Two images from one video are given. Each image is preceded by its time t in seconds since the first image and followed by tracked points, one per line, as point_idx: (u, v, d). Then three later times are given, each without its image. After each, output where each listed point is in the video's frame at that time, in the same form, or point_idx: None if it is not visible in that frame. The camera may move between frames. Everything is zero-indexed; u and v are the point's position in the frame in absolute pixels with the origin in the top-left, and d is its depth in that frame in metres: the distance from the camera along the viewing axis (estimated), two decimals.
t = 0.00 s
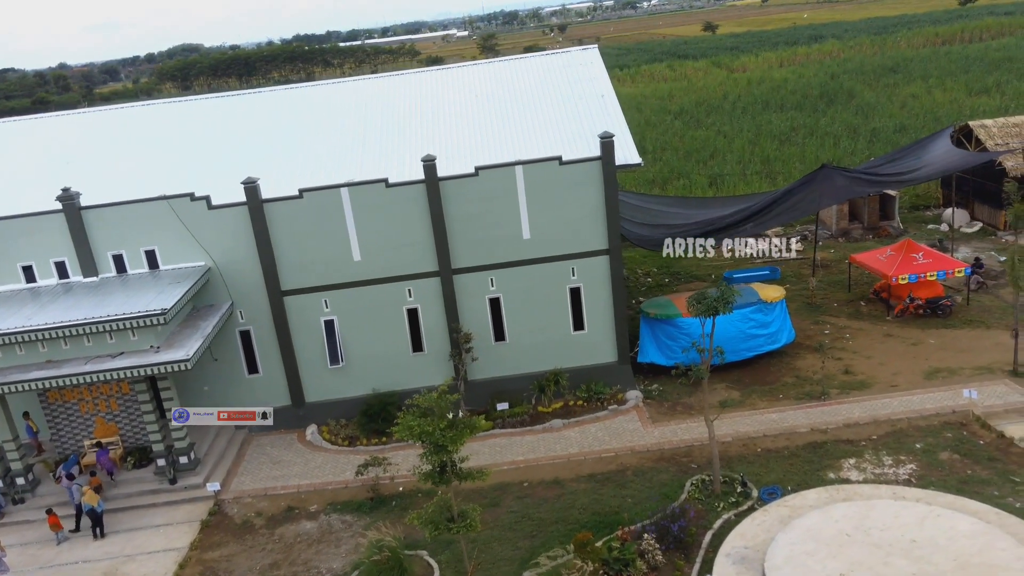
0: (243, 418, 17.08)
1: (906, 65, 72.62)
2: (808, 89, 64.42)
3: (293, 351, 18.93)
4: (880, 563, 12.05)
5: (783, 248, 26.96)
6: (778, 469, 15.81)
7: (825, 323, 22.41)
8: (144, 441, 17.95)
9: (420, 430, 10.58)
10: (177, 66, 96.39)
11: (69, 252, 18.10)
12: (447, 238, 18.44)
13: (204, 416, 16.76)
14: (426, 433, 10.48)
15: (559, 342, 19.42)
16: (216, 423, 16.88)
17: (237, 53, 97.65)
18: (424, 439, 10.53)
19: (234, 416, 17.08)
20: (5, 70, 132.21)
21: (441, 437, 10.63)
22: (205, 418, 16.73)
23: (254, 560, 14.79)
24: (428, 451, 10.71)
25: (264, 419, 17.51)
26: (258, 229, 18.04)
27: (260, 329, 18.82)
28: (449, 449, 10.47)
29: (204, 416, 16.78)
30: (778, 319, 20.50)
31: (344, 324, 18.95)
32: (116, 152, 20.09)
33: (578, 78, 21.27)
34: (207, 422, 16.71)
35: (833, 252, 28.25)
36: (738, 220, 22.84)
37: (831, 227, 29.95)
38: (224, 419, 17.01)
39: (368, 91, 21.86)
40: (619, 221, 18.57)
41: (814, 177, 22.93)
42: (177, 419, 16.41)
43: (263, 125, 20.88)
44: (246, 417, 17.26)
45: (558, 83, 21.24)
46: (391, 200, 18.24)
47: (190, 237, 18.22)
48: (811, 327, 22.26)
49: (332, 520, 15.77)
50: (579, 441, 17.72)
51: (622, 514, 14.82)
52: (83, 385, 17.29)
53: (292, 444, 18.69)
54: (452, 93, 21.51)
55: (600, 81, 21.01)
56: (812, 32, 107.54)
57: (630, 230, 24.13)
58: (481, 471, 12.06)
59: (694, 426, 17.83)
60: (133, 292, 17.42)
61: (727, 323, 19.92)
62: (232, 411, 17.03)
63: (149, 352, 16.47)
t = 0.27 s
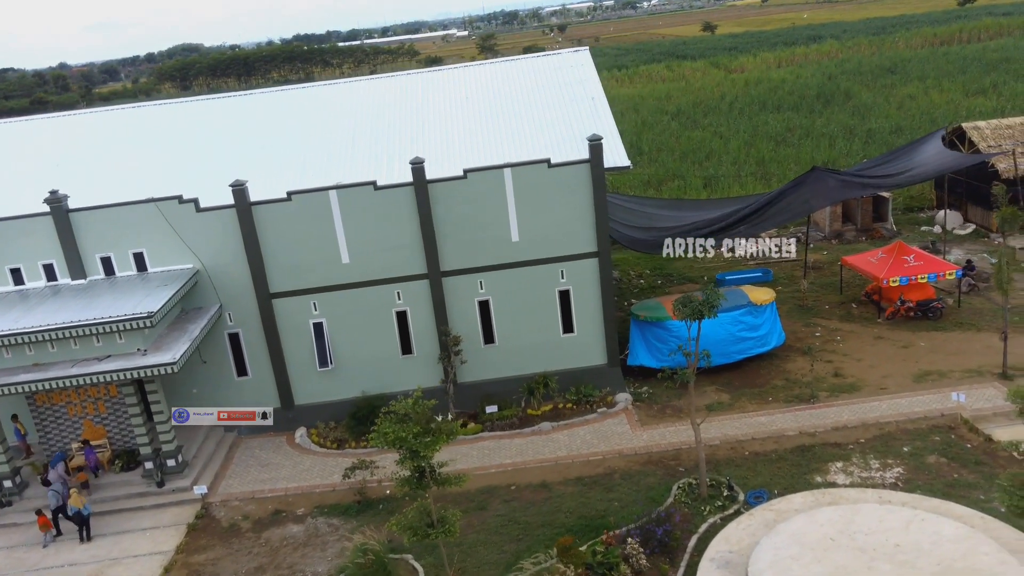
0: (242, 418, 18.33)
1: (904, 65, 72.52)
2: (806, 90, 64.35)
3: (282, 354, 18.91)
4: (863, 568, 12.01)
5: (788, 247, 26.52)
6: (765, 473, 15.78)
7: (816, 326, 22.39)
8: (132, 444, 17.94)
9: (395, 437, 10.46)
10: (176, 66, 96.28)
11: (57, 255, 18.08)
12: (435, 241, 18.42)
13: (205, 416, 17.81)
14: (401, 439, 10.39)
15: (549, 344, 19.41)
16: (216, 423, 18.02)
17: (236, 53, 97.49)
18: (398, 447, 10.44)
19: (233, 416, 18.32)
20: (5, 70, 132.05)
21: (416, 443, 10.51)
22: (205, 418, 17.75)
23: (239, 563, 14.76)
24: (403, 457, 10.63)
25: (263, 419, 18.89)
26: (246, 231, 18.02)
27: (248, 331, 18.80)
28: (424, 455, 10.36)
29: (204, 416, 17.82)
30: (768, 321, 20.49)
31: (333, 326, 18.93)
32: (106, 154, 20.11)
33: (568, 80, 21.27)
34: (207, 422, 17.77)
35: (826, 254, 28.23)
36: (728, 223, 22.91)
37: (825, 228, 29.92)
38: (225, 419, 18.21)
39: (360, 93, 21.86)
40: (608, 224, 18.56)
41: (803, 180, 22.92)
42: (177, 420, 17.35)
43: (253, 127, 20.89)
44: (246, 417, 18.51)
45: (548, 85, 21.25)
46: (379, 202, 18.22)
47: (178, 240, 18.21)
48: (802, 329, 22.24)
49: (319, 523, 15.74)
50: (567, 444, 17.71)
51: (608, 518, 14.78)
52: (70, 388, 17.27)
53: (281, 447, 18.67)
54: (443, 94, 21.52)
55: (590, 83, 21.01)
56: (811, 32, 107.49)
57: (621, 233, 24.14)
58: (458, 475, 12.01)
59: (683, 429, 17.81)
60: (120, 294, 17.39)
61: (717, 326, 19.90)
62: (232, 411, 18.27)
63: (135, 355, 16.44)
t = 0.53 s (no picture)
0: (242, 417, 18.43)
1: (901, 66, 72.48)
2: (802, 91, 64.31)
3: (271, 356, 18.91)
4: (846, 572, 12.01)
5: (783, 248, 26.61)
6: (752, 476, 15.78)
7: (806, 328, 22.39)
8: (120, 447, 17.94)
9: (372, 442, 10.79)
10: (174, 66, 96.15)
11: (45, 257, 18.08)
12: (424, 243, 18.41)
13: (205, 416, 18.14)
14: (376, 444, 10.71)
15: (538, 347, 19.41)
16: (215, 423, 18.22)
17: (234, 53, 97.36)
18: (374, 451, 10.74)
19: (233, 416, 18.44)
20: (3, 70, 131.93)
21: (393, 448, 10.80)
22: (205, 417, 18.10)
23: (225, 566, 14.75)
24: (381, 462, 10.94)
25: (263, 419, 18.89)
26: (234, 234, 18.02)
27: (237, 333, 18.80)
28: (398, 461, 10.68)
29: (204, 416, 18.14)
30: (758, 323, 20.49)
31: (322, 328, 18.92)
32: (95, 156, 20.12)
33: (559, 82, 21.28)
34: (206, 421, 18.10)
35: (818, 255, 28.23)
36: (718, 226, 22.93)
37: (818, 230, 29.90)
38: (224, 419, 18.35)
39: (351, 95, 21.87)
40: (597, 226, 18.56)
41: (794, 182, 22.90)
42: (177, 420, 17.91)
43: (243, 129, 20.90)
44: (246, 417, 18.62)
45: (539, 87, 21.26)
46: (368, 205, 18.21)
47: (166, 242, 18.20)
48: (793, 331, 22.24)
49: (306, 526, 15.73)
50: (555, 446, 17.71)
51: (594, 521, 14.77)
52: (58, 391, 17.27)
53: (270, 449, 18.67)
54: (434, 96, 21.52)
55: (581, 85, 21.01)
56: (809, 32, 107.46)
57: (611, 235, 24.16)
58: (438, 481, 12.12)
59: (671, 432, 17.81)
60: (108, 297, 17.39)
61: (707, 328, 19.89)
62: (232, 411, 18.42)
63: (123, 357, 16.43)
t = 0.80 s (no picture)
0: (241, 417, 18.66)
1: (898, 67, 72.45)
2: (799, 91, 64.28)
3: (260, 358, 18.92)
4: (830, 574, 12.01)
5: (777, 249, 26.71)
6: (739, 478, 15.79)
7: (797, 330, 22.41)
8: (109, 448, 17.96)
9: (353, 444, 11.02)
10: (173, 66, 96.01)
11: (35, 259, 18.09)
12: (413, 245, 18.42)
13: (205, 416, 18.40)
14: (358, 446, 10.96)
15: (528, 348, 19.42)
16: (216, 423, 18.50)
17: (233, 53, 97.22)
18: (355, 453, 11.00)
19: (234, 416, 18.71)
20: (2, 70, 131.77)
21: (374, 451, 11.04)
22: (205, 417, 18.37)
23: (212, 568, 14.75)
24: (361, 465, 11.18)
25: (264, 418, 19.02)
26: (224, 236, 18.02)
27: (227, 335, 18.82)
28: (379, 464, 10.95)
29: (204, 416, 18.41)
30: (748, 325, 20.50)
31: (312, 330, 18.93)
32: (86, 158, 20.14)
33: (550, 84, 21.33)
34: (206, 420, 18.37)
35: (811, 257, 28.25)
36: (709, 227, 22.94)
37: (811, 231, 29.91)
38: (225, 419, 18.61)
39: (342, 96, 21.90)
40: (586, 229, 18.59)
41: (784, 184, 22.91)
42: (178, 419, 18.17)
43: (234, 131, 20.93)
44: (246, 417, 18.82)
45: (530, 89, 21.30)
46: (357, 207, 18.23)
47: (155, 244, 18.22)
48: (784, 333, 22.25)
49: (293, 528, 15.74)
50: (544, 448, 17.73)
51: (581, 523, 14.78)
52: (47, 392, 17.29)
53: (259, 451, 18.68)
54: (425, 98, 21.56)
55: (572, 87, 21.06)
56: (807, 32, 107.46)
57: (605, 238, 24.21)
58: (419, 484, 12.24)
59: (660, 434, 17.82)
60: (97, 299, 17.39)
61: (697, 330, 19.90)
62: (232, 411, 18.68)
63: (111, 359, 16.44)
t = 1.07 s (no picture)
0: (240, 418, 18.93)
1: (896, 68, 72.42)
2: (796, 92, 64.25)
3: (250, 360, 18.94)
4: None
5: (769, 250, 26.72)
6: (726, 480, 15.81)
7: (788, 331, 22.43)
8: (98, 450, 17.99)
9: (336, 448, 11.00)
10: (172, 66, 96.00)
11: (24, 260, 18.11)
12: (403, 247, 18.44)
13: (205, 416, 18.93)
14: (340, 449, 10.94)
15: (517, 350, 19.44)
16: (216, 423, 18.94)
17: (232, 53, 97.18)
18: (337, 456, 10.99)
19: (234, 417, 19.04)
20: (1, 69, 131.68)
21: (356, 454, 11.06)
22: (205, 417, 18.91)
23: (198, 570, 14.76)
24: (343, 468, 11.18)
25: (264, 419, 19.16)
26: (213, 238, 18.04)
27: (216, 337, 18.84)
28: (361, 466, 10.97)
29: (204, 416, 18.94)
30: (738, 327, 20.53)
31: (301, 332, 18.95)
32: (77, 159, 20.16)
33: (540, 86, 21.37)
34: (206, 421, 18.89)
35: (804, 258, 28.26)
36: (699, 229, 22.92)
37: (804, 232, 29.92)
38: (225, 419, 19.01)
39: (334, 98, 21.94)
40: (575, 231, 18.61)
41: (774, 187, 22.90)
42: (178, 419, 18.77)
43: (225, 132, 20.97)
44: (246, 417, 19.05)
45: (521, 91, 21.35)
46: (346, 209, 18.24)
47: (145, 246, 18.23)
48: (774, 335, 22.27)
49: (281, 530, 15.76)
50: (533, 449, 17.76)
51: (567, 525, 14.79)
52: (36, 394, 17.31)
53: (248, 453, 18.70)
54: (416, 100, 21.60)
55: (563, 89, 21.10)
56: (805, 32, 107.47)
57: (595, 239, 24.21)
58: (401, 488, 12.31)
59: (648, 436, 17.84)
60: (86, 300, 17.41)
61: (687, 331, 19.92)
62: (231, 412, 19.01)
63: (99, 361, 16.44)
